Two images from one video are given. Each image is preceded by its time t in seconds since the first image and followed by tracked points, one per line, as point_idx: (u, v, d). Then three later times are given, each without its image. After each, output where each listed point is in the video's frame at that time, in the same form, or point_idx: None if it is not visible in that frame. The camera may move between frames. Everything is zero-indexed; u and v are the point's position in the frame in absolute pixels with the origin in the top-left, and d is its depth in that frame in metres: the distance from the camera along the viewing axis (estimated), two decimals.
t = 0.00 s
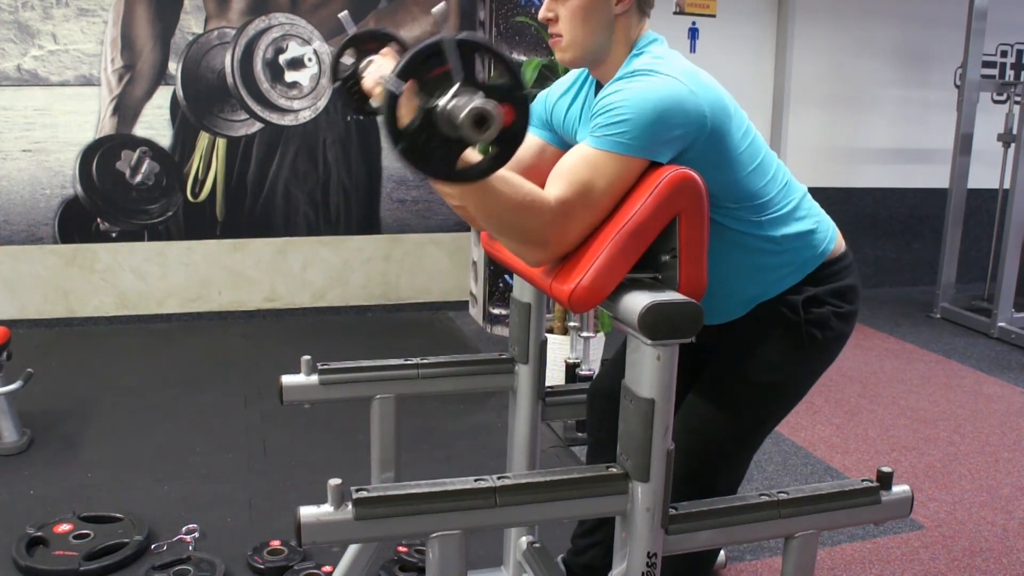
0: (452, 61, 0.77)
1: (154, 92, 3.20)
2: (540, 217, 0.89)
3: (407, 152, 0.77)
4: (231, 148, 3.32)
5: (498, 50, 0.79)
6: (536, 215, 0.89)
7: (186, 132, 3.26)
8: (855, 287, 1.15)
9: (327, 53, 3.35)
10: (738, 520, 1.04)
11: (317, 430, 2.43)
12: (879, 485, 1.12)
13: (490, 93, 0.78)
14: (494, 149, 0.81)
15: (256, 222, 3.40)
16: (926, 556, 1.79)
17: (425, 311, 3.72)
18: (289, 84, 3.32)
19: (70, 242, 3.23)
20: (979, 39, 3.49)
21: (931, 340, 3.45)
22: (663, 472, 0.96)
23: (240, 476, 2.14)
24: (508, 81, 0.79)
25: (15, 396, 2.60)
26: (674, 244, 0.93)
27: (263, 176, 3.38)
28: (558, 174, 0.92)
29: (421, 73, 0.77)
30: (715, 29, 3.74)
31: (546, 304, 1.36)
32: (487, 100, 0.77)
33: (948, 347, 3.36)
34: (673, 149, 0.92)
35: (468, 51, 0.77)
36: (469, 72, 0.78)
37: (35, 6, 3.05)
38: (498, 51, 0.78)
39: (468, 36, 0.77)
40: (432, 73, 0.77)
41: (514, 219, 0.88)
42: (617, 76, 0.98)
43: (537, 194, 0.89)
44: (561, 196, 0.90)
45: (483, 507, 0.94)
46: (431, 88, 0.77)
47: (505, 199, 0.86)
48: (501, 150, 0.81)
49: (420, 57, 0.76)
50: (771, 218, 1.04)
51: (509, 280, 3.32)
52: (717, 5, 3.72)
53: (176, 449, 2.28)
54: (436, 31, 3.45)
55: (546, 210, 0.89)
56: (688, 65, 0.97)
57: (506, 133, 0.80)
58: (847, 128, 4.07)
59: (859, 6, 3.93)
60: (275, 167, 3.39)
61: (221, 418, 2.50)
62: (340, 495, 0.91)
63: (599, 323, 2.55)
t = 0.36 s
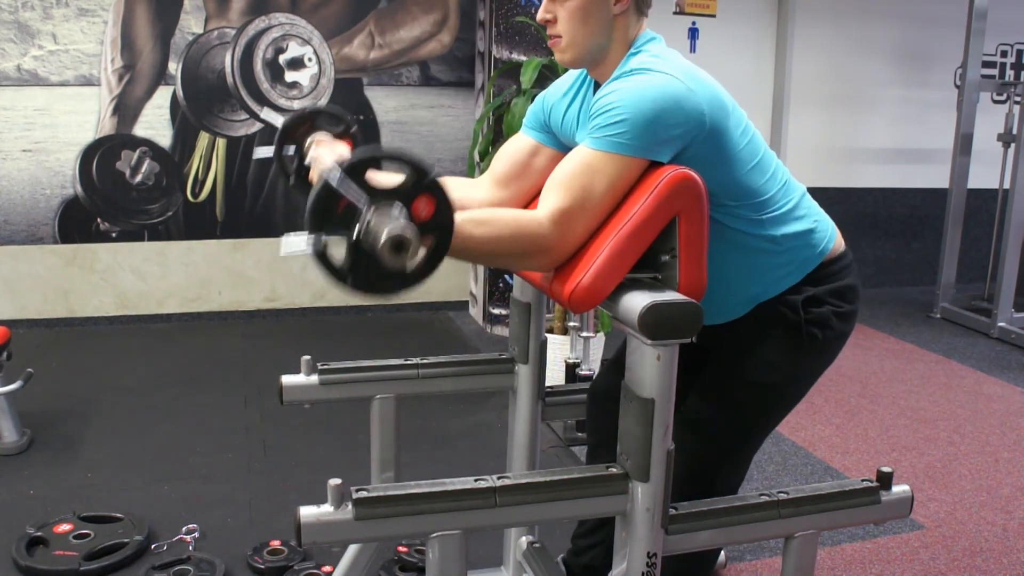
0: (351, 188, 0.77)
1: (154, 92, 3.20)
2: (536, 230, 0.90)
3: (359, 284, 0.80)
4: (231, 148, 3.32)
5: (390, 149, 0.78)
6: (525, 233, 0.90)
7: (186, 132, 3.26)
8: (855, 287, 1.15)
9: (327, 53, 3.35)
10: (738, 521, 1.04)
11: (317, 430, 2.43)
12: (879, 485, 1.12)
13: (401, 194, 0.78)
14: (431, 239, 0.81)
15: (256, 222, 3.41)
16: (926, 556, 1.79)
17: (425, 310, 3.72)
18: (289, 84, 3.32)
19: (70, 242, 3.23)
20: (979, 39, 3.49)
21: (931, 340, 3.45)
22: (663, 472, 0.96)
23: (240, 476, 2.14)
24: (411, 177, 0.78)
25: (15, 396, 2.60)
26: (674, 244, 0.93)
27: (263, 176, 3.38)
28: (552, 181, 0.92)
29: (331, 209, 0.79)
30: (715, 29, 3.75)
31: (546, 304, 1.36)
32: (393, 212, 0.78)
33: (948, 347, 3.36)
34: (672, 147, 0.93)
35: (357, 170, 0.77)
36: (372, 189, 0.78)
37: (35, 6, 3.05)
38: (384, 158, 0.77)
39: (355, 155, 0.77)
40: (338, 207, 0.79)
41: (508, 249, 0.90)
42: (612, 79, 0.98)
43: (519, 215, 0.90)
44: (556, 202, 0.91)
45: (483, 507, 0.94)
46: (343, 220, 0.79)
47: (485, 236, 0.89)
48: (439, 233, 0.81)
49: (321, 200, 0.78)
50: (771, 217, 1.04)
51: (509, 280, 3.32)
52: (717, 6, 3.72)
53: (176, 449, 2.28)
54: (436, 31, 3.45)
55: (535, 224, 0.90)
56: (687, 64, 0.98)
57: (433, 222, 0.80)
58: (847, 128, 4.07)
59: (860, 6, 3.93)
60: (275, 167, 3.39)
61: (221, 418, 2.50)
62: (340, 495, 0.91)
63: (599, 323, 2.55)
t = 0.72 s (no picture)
0: (335, 339, 0.82)
1: (154, 92, 3.20)
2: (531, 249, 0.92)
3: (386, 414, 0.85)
4: (231, 148, 3.32)
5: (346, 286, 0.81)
6: (519, 255, 0.93)
7: (186, 132, 3.26)
8: (852, 285, 1.14)
9: (327, 53, 3.35)
10: (738, 521, 1.04)
11: (316, 430, 2.43)
12: (879, 485, 1.12)
13: (379, 320, 0.83)
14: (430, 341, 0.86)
15: (256, 222, 3.41)
16: (926, 556, 1.79)
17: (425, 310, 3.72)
18: (288, 84, 3.32)
19: (70, 242, 3.22)
20: (979, 39, 3.49)
21: (931, 340, 3.45)
22: (663, 472, 0.96)
23: (240, 476, 2.14)
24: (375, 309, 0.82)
25: (15, 396, 2.60)
26: (674, 244, 0.93)
27: (262, 176, 3.38)
28: (548, 189, 0.93)
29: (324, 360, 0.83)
30: (715, 29, 3.74)
31: (546, 304, 1.36)
32: (373, 340, 0.82)
33: (949, 347, 3.35)
34: (668, 146, 0.93)
35: (330, 317, 0.82)
36: (352, 329, 0.83)
37: (35, 6, 3.05)
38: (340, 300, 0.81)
39: (320, 308, 0.81)
40: (332, 356, 0.84)
41: (508, 276, 0.94)
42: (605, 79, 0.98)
43: (510, 238, 0.93)
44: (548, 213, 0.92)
45: (482, 507, 0.93)
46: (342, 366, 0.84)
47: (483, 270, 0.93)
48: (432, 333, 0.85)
49: (315, 358, 0.83)
50: (769, 213, 1.04)
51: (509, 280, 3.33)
52: (717, 5, 3.72)
53: (176, 449, 2.27)
54: (436, 31, 3.45)
55: (526, 241, 0.92)
56: (681, 60, 0.98)
57: (419, 328, 0.85)
58: (847, 128, 4.07)
59: (860, 6, 3.93)
60: (275, 168, 3.39)
61: (221, 418, 2.50)
62: (340, 495, 0.91)
63: (599, 323, 2.55)
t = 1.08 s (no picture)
0: (363, 415, 0.83)
1: (154, 92, 3.20)
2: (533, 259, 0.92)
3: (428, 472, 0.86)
4: (231, 148, 3.32)
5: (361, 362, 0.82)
6: (520, 266, 0.92)
7: (186, 132, 3.26)
8: (851, 283, 1.14)
9: (327, 53, 3.35)
10: (738, 521, 1.04)
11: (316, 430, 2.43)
12: (879, 485, 1.12)
13: (400, 386, 0.83)
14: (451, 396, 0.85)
15: (256, 222, 3.41)
16: (925, 556, 1.79)
17: (425, 311, 3.72)
18: (288, 84, 3.33)
19: (70, 242, 3.23)
20: (979, 39, 3.49)
21: (931, 340, 3.45)
22: (663, 472, 0.96)
23: (240, 476, 2.14)
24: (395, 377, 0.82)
25: (15, 396, 2.60)
26: (674, 243, 0.93)
27: (262, 176, 3.38)
28: (546, 193, 0.93)
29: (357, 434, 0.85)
30: (715, 29, 3.74)
31: (546, 304, 1.36)
32: (400, 407, 0.82)
33: (948, 347, 3.36)
34: (665, 145, 0.93)
35: (354, 394, 0.83)
36: (377, 402, 0.83)
37: (35, 6, 3.05)
38: (358, 377, 0.82)
39: (343, 388, 0.82)
40: (365, 429, 0.85)
41: (510, 289, 0.94)
42: (601, 78, 0.98)
43: (508, 250, 0.93)
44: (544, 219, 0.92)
45: (482, 507, 0.94)
46: (377, 435, 0.86)
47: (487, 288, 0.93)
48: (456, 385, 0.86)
49: (349, 435, 0.85)
50: (768, 211, 1.03)
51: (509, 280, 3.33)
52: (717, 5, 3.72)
53: (176, 449, 2.28)
54: (436, 31, 3.45)
55: (525, 251, 0.92)
56: (676, 58, 0.98)
57: (441, 385, 0.85)
58: (847, 128, 4.07)
59: (859, 6, 3.93)
60: (275, 167, 3.39)
61: (221, 418, 2.50)
62: (340, 494, 0.91)
63: (599, 323, 2.55)
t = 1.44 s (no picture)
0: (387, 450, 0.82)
1: (154, 92, 3.20)
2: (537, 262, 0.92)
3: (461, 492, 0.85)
4: (231, 148, 3.32)
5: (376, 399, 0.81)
6: (522, 270, 0.92)
7: (186, 132, 3.26)
8: (851, 282, 1.14)
9: (327, 53, 3.35)
10: (738, 521, 1.04)
11: (316, 430, 2.43)
12: (879, 485, 1.12)
13: (419, 415, 0.82)
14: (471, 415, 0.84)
15: (256, 222, 3.41)
16: (925, 556, 1.79)
17: (425, 311, 3.72)
18: (288, 84, 3.33)
19: (70, 242, 3.23)
20: (979, 39, 3.49)
21: (931, 340, 3.45)
22: (663, 472, 0.96)
23: (240, 476, 2.14)
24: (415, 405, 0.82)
25: (15, 396, 2.60)
26: (674, 243, 0.93)
27: (262, 176, 3.38)
28: (544, 194, 0.93)
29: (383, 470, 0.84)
30: (715, 29, 3.74)
31: (546, 304, 1.36)
32: (424, 436, 0.81)
33: (949, 347, 3.36)
34: (664, 144, 0.93)
35: (376, 432, 0.82)
36: (401, 434, 0.83)
37: (35, 6, 3.05)
38: (377, 411, 0.81)
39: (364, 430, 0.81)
40: (391, 463, 0.84)
41: (513, 294, 0.93)
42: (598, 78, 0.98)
43: (508, 254, 0.92)
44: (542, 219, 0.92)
45: (482, 507, 0.94)
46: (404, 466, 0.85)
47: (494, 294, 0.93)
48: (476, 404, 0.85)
49: (378, 473, 0.84)
50: (768, 210, 1.03)
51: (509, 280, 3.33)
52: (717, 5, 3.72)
53: (176, 449, 2.28)
54: (436, 31, 3.45)
55: (527, 254, 0.92)
56: (675, 57, 0.97)
57: (460, 406, 0.84)
58: (847, 128, 4.06)
59: (859, 6, 3.93)
60: (275, 167, 3.39)
61: (221, 418, 2.50)
62: (340, 494, 0.91)
63: (599, 323, 2.55)
